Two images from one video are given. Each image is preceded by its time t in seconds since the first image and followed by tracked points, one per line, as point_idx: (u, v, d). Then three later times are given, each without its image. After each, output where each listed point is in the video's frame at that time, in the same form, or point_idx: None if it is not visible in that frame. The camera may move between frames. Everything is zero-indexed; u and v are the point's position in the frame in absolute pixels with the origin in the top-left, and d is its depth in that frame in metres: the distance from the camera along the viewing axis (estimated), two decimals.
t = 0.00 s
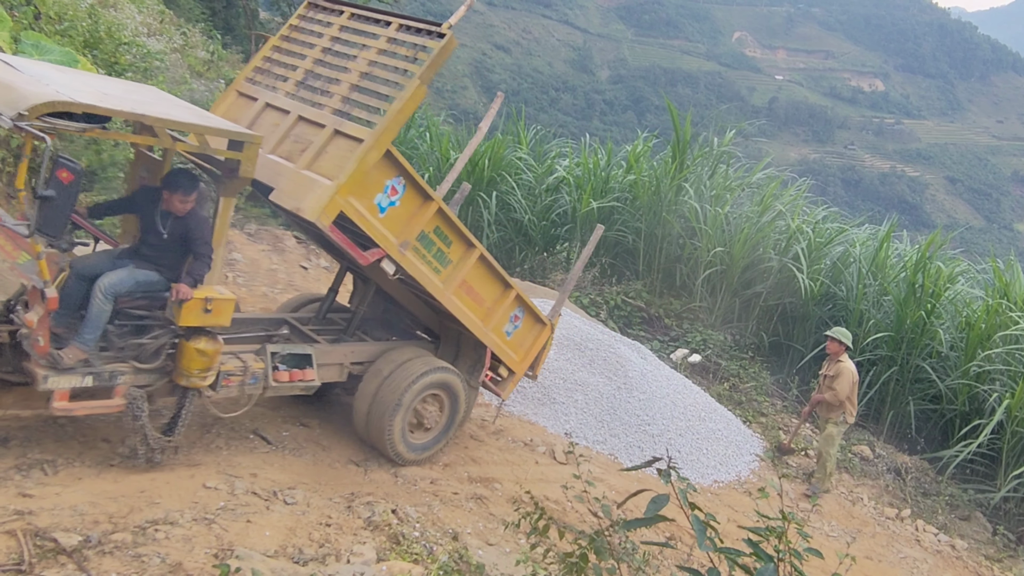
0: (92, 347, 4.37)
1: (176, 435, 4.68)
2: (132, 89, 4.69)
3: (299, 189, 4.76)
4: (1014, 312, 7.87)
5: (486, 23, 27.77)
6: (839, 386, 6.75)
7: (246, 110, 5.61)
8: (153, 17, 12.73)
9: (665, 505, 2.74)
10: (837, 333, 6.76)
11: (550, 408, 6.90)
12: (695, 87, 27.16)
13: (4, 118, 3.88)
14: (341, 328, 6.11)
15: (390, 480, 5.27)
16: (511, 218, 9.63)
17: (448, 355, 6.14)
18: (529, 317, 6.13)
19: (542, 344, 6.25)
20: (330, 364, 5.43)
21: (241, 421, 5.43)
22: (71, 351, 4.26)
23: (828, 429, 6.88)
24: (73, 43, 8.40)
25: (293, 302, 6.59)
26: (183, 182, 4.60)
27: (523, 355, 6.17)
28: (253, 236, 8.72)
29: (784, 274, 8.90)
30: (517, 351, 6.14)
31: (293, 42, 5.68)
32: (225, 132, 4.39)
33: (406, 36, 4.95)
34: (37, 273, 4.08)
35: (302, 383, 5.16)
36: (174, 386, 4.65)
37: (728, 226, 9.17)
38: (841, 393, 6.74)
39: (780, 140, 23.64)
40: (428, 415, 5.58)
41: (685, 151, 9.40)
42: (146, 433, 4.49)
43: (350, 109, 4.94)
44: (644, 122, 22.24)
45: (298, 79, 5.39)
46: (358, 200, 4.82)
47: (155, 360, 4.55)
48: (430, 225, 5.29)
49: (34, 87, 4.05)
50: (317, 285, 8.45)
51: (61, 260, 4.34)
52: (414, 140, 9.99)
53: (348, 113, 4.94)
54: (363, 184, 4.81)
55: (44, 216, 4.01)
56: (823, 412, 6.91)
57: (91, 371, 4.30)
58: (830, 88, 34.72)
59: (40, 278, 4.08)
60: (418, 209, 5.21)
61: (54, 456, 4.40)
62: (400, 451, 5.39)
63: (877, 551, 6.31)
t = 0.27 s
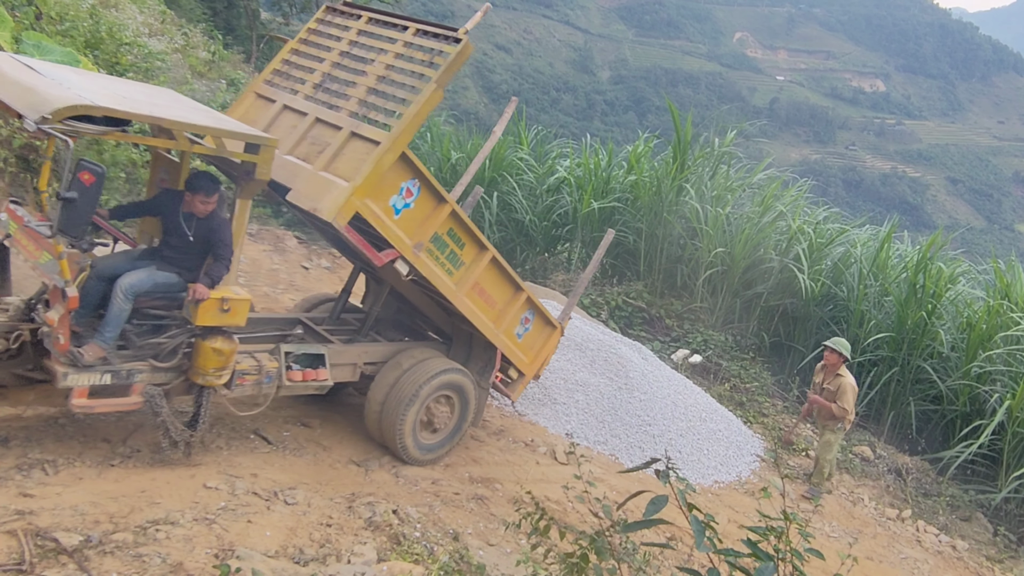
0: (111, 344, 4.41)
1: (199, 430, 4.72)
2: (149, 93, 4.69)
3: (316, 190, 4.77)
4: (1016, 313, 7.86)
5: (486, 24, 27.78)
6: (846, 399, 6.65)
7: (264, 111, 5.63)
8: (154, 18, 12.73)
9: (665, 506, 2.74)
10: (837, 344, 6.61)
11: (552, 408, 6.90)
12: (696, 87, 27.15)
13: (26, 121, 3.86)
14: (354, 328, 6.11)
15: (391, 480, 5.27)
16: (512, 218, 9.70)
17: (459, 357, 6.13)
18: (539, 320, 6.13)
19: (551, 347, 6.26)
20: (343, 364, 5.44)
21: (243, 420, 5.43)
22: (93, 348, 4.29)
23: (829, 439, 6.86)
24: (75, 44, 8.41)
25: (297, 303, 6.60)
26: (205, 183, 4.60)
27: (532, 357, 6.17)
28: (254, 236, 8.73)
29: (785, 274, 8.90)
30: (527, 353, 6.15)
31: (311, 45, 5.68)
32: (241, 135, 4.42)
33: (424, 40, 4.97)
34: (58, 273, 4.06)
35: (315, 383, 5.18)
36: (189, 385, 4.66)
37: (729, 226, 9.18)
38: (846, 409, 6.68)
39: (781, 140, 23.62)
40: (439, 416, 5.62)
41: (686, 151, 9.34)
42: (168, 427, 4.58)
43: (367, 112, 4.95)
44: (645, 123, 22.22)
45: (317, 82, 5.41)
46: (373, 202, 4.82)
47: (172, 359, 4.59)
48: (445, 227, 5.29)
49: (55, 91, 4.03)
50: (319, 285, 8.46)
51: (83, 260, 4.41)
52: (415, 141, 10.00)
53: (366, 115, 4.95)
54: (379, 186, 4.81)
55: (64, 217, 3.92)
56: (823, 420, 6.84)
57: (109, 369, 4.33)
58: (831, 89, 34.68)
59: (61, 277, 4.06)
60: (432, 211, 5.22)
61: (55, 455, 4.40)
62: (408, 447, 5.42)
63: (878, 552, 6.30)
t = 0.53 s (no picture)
0: (115, 344, 4.41)
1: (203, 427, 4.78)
2: (154, 94, 4.69)
3: (320, 190, 4.78)
4: (1017, 313, 7.86)
5: (487, 24, 27.78)
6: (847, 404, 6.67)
7: (269, 111, 5.63)
8: (154, 18, 12.73)
9: (662, 507, 2.74)
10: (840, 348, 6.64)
11: (552, 408, 6.90)
12: (696, 87, 27.14)
13: (31, 122, 3.87)
14: (358, 328, 6.11)
15: (391, 480, 5.27)
16: (512, 218, 9.71)
17: (462, 358, 6.13)
18: (543, 320, 6.13)
19: (554, 347, 6.26)
20: (346, 364, 5.44)
21: (242, 420, 5.42)
22: (97, 349, 4.30)
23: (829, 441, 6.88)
24: (75, 44, 8.42)
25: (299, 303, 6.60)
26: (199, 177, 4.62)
27: (536, 357, 6.17)
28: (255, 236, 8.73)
29: (785, 275, 8.92)
30: (530, 353, 6.14)
31: (316, 45, 5.68)
32: (246, 136, 4.42)
33: (428, 42, 4.97)
34: (64, 273, 4.08)
35: (318, 383, 5.18)
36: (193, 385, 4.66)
37: (730, 226, 9.18)
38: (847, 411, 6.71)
39: (782, 140, 23.61)
40: (440, 415, 5.62)
41: (687, 151, 9.32)
42: (173, 425, 4.63)
43: (372, 113, 4.95)
44: (645, 123, 22.21)
45: (322, 82, 5.41)
46: (377, 201, 4.82)
47: (176, 358, 4.59)
48: (448, 227, 5.29)
49: (60, 92, 4.04)
50: (319, 285, 8.46)
51: (87, 261, 4.36)
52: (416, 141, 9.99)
53: (370, 115, 4.95)
54: (383, 186, 4.81)
55: (70, 218, 3.94)
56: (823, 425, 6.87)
57: (113, 369, 4.34)
58: (832, 89, 34.65)
59: (66, 277, 4.08)
60: (436, 211, 5.22)
61: (54, 456, 4.40)
62: (410, 445, 5.43)
63: (878, 552, 6.30)
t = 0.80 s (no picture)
0: (116, 344, 4.43)
1: (200, 432, 4.71)
2: (155, 93, 4.69)
3: (321, 191, 4.78)
4: (1019, 312, 7.85)
5: (488, 23, 27.77)
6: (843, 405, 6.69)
7: (268, 112, 5.63)
8: (156, 18, 12.73)
9: (661, 510, 2.75)
10: (840, 347, 6.67)
11: (554, 408, 6.90)
12: (698, 86, 27.12)
13: (32, 122, 3.87)
14: (358, 328, 6.11)
15: (392, 480, 5.27)
16: (513, 217, 9.71)
17: (463, 358, 6.13)
18: (544, 320, 6.13)
19: (555, 347, 6.26)
20: (347, 363, 5.44)
21: (244, 419, 5.43)
22: (98, 349, 4.31)
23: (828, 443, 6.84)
24: (77, 44, 8.42)
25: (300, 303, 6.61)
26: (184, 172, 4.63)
27: (536, 356, 6.17)
28: (257, 235, 8.74)
29: (786, 274, 8.90)
30: (531, 352, 6.14)
31: (315, 45, 5.68)
32: (247, 136, 4.43)
33: (427, 41, 4.97)
34: (64, 273, 4.06)
35: (319, 383, 5.18)
36: (195, 384, 4.67)
37: (731, 226, 9.18)
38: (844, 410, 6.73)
39: (783, 139, 23.60)
40: (441, 415, 5.62)
41: (688, 150, 9.30)
42: (169, 429, 4.56)
43: (372, 113, 4.95)
44: (647, 122, 22.20)
45: (321, 83, 5.41)
46: (377, 202, 4.82)
47: (177, 358, 4.59)
48: (448, 227, 5.29)
49: (61, 92, 4.04)
50: (320, 285, 8.46)
51: (88, 260, 4.34)
52: (417, 140, 9.99)
53: (370, 116, 4.95)
54: (383, 187, 4.81)
55: (71, 219, 3.96)
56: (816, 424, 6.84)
57: (115, 369, 4.35)
58: (833, 88, 34.62)
59: (67, 277, 4.06)
60: (436, 212, 5.21)
61: (56, 455, 4.40)
62: (412, 445, 5.43)
63: (880, 551, 6.30)
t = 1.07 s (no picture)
0: (118, 342, 4.43)
1: (204, 430, 4.73)
2: (158, 92, 4.70)
3: (323, 190, 4.77)
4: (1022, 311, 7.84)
5: (491, 22, 27.77)
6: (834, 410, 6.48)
7: (271, 111, 5.63)
8: (159, 17, 12.75)
9: (662, 512, 2.76)
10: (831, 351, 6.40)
11: (556, 406, 6.89)
12: (700, 85, 27.11)
13: (35, 121, 3.87)
14: (361, 327, 6.11)
15: (394, 478, 5.27)
16: (515, 216, 9.67)
17: (466, 356, 6.13)
18: (546, 318, 6.13)
19: (557, 346, 6.26)
20: (350, 362, 5.45)
21: (246, 418, 5.43)
22: (101, 348, 4.31)
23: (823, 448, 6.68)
24: (80, 43, 8.42)
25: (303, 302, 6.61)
26: (175, 177, 4.62)
27: (539, 355, 6.18)
28: (259, 234, 8.74)
29: (789, 273, 8.87)
30: (533, 351, 6.15)
31: (317, 44, 5.68)
32: (250, 135, 4.44)
33: (430, 40, 4.96)
34: (68, 272, 4.06)
35: (322, 382, 5.19)
36: (198, 383, 4.67)
37: (734, 225, 9.17)
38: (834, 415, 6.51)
39: (786, 138, 23.58)
40: (444, 414, 5.62)
41: (690, 149, 9.30)
42: (173, 428, 4.57)
43: (374, 112, 4.94)
44: (649, 121, 22.20)
45: (323, 82, 5.41)
46: (380, 201, 4.82)
47: (180, 357, 4.59)
48: (451, 226, 5.29)
49: (64, 92, 4.04)
50: (322, 283, 8.46)
51: (90, 259, 4.34)
52: (419, 139, 9.99)
53: (372, 115, 4.94)
54: (386, 185, 4.81)
55: (75, 218, 3.96)
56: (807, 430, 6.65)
57: (118, 368, 4.35)
58: (836, 86, 34.57)
59: (70, 276, 4.06)
60: (439, 211, 5.21)
61: (59, 454, 4.41)
62: (414, 444, 5.44)
63: (883, 550, 6.29)
